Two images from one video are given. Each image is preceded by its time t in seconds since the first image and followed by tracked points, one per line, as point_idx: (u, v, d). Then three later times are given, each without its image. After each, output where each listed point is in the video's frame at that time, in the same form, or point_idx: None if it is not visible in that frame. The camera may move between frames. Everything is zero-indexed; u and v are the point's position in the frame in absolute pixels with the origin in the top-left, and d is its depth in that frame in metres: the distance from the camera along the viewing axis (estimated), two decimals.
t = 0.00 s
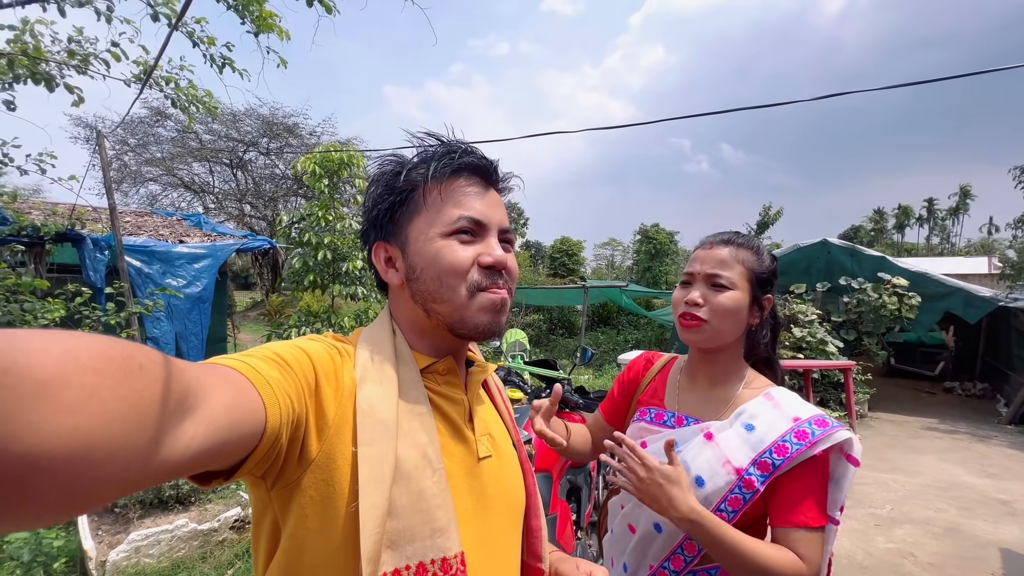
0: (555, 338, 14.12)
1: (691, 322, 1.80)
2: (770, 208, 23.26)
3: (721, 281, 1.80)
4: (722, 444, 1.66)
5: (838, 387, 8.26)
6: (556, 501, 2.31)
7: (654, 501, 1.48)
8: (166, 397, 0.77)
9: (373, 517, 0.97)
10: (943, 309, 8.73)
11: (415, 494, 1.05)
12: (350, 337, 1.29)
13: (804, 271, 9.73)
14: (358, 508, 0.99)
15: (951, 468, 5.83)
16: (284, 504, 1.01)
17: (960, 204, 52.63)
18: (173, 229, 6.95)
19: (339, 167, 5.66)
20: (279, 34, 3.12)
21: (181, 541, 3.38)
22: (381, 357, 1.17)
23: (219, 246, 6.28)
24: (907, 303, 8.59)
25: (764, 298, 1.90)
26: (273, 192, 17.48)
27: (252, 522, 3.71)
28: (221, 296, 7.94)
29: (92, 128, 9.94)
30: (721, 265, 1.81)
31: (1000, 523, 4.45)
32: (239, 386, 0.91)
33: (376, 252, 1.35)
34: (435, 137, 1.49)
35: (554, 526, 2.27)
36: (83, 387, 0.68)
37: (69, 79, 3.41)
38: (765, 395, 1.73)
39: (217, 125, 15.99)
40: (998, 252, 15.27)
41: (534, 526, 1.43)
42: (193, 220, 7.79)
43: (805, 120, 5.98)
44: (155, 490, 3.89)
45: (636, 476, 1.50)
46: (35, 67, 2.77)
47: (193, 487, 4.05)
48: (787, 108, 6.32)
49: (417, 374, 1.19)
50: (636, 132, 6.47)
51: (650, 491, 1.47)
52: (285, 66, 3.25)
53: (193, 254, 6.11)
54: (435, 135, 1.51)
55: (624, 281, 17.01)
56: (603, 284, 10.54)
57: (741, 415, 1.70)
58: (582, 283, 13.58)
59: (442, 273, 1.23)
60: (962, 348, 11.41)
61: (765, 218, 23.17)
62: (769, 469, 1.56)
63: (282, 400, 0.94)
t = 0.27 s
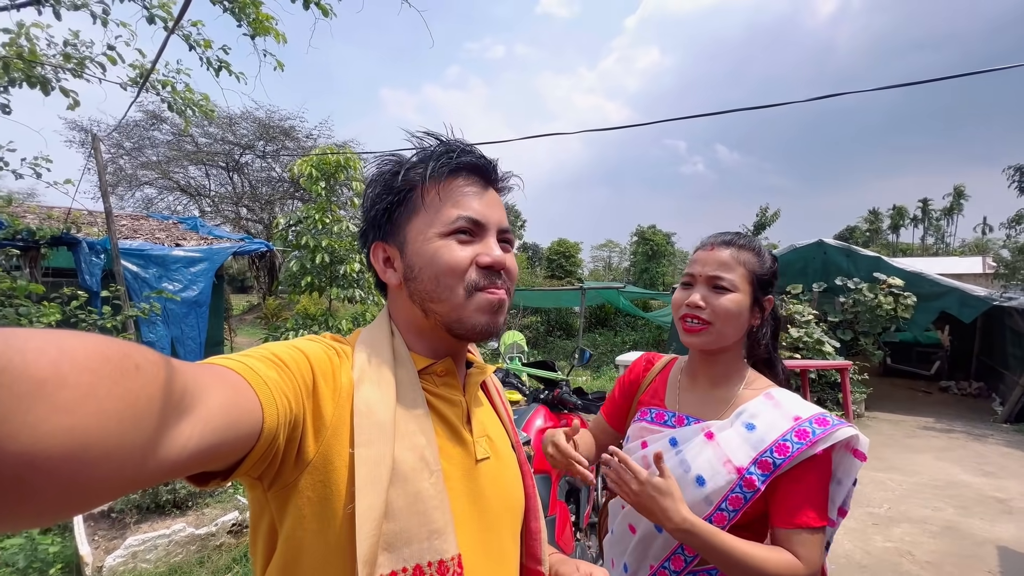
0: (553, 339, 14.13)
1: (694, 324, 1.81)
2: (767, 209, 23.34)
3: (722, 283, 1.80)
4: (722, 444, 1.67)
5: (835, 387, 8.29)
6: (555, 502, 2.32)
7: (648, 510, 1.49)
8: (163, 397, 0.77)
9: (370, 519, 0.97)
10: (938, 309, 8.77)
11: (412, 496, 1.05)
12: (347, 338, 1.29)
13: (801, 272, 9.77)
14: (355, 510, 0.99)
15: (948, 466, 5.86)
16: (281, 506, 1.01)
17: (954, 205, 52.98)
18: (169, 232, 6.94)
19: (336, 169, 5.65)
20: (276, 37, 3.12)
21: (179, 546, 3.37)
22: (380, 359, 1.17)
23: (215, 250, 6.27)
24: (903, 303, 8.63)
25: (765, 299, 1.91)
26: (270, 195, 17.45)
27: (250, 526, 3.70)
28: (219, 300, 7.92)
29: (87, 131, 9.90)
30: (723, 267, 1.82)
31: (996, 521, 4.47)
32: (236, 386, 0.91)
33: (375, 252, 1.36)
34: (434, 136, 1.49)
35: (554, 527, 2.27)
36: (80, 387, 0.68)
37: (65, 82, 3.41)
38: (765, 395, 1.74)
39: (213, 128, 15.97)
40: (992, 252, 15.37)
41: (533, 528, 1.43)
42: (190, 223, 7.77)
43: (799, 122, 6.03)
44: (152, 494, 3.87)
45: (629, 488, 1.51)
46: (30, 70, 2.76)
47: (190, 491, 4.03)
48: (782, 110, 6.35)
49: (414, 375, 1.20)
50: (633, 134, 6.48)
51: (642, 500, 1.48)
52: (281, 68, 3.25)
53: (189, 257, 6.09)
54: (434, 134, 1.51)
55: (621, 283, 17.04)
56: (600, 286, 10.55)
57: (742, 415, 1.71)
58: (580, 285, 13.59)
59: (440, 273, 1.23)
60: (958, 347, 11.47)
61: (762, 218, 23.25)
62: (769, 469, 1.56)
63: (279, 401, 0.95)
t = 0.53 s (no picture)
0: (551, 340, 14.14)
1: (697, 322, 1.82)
2: (764, 209, 23.41)
3: (727, 282, 1.81)
4: (724, 440, 1.67)
5: (833, 387, 8.32)
6: (556, 501, 2.31)
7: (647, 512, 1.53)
8: (164, 396, 0.77)
9: (370, 518, 0.97)
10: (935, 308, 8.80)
11: (413, 495, 1.05)
12: (347, 337, 1.29)
13: (798, 272, 9.80)
14: (356, 510, 0.99)
15: (945, 465, 5.88)
16: (281, 506, 1.01)
17: (950, 205, 53.23)
18: (168, 234, 6.93)
19: (334, 171, 5.65)
20: (275, 39, 3.12)
21: (179, 547, 3.37)
22: (380, 358, 1.18)
23: (214, 251, 6.26)
24: (901, 302, 8.66)
25: (769, 299, 1.92)
26: (267, 196, 17.44)
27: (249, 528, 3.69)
28: (217, 301, 7.91)
29: (84, 133, 9.88)
30: (729, 266, 1.83)
31: (994, 519, 4.49)
32: (237, 386, 0.91)
33: (373, 251, 1.36)
34: (433, 133, 1.49)
35: (554, 526, 2.24)
36: (80, 386, 0.68)
37: (63, 84, 3.40)
38: (766, 392, 1.75)
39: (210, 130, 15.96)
40: (987, 252, 15.47)
41: (534, 527, 1.43)
42: (188, 225, 7.76)
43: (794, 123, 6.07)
44: (152, 496, 3.87)
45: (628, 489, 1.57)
46: (29, 72, 2.76)
47: (189, 493, 4.03)
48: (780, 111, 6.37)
49: (414, 373, 1.20)
50: (631, 135, 6.50)
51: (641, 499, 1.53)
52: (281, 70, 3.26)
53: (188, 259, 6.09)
54: (432, 131, 1.50)
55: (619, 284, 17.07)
56: (598, 286, 10.57)
57: (743, 412, 1.71)
58: (578, 286, 13.60)
59: (436, 274, 1.23)
60: (954, 347, 11.53)
61: (760, 219, 23.31)
62: (771, 465, 1.57)
63: (279, 400, 0.95)
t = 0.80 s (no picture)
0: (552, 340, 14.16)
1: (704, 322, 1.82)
2: (765, 209, 23.40)
3: (734, 283, 1.82)
4: (727, 436, 1.68)
5: (834, 386, 8.32)
6: (559, 500, 2.32)
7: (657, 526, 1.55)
8: (161, 392, 0.79)
9: (369, 515, 0.98)
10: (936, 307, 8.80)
11: (412, 492, 1.07)
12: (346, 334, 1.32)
13: (799, 271, 9.80)
14: (355, 507, 1.00)
15: (946, 464, 5.89)
16: (281, 503, 1.02)
17: (950, 203, 53.16)
18: (170, 235, 6.95)
19: (336, 171, 5.66)
20: (277, 40, 3.14)
21: (183, 547, 3.38)
22: (378, 357, 1.18)
23: (216, 252, 6.28)
24: (901, 301, 8.66)
25: (773, 301, 1.93)
26: (268, 197, 17.47)
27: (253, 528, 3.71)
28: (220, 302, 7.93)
29: (86, 135, 9.91)
30: (736, 268, 1.83)
31: (995, 517, 4.49)
32: (237, 382, 0.93)
33: (366, 257, 1.45)
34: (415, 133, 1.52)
35: (558, 525, 2.26)
36: (79, 382, 0.70)
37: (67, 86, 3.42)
38: (766, 387, 1.75)
39: (211, 130, 15.99)
40: (988, 251, 15.45)
41: (534, 528, 1.44)
42: (190, 226, 7.78)
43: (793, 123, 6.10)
44: (156, 497, 3.89)
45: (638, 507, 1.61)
46: (33, 74, 2.77)
47: (193, 493, 4.04)
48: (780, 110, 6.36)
49: (412, 370, 1.21)
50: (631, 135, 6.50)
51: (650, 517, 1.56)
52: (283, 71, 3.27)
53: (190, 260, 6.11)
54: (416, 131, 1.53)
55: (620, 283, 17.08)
56: (599, 286, 10.59)
57: (744, 408, 1.72)
58: (579, 286, 13.62)
59: (401, 272, 1.26)
60: (956, 345, 11.52)
61: (761, 218, 23.29)
62: (773, 460, 1.58)
63: (279, 397, 0.96)
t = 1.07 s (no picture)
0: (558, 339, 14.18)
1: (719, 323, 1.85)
2: (771, 208, 23.32)
3: (747, 284, 1.84)
4: (744, 433, 1.70)
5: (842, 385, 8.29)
6: (572, 497, 2.35)
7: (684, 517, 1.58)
8: (187, 391, 0.81)
9: (388, 512, 1.02)
10: (945, 306, 8.75)
11: (428, 490, 1.10)
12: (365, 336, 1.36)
13: (806, 270, 9.77)
14: (373, 505, 1.03)
15: (956, 462, 5.86)
16: (300, 500, 1.06)
17: (959, 201, 52.66)
18: (182, 237, 7.03)
19: (344, 173, 5.72)
20: (290, 45, 3.18)
21: (202, 543, 3.42)
22: (394, 358, 1.22)
23: (228, 254, 6.36)
24: (910, 300, 8.63)
25: (784, 301, 1.96)
26: (274, 198, 17.57)
27: (268, 524, 3.75)
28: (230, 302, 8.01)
29: (96, 138, 10.02)
30: (748, 269, 1.86)
31: (1005, 516, 4.47)
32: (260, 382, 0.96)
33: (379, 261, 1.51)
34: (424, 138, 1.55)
35: (570, 521, 2.30)
36: (108, 381, 0.71)
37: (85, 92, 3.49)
38: (782, 386, 1.78)
39: (218, 132, 16.12)
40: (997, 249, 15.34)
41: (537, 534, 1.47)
42: (201, 228, 7.86)
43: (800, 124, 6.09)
44: (174, 494, 3.95)
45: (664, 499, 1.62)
46: (52, 80, 2.83)
47: (210, 491, 4.11)
48: (787, 110, 6.34)
49: (428, 372, 1.24)
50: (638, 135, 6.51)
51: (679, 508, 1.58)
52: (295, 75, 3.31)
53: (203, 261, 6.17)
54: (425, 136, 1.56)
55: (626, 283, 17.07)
56: (605, 285, 10.59)
57: (760, 405, 1.74)
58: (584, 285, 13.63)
59: (408, 276, 1.30)
60: (964, 344, 11.44)
61: (767, 216, 23.20)
62: (790, 455, 1.60)
63: (300, 397, 1.00)
